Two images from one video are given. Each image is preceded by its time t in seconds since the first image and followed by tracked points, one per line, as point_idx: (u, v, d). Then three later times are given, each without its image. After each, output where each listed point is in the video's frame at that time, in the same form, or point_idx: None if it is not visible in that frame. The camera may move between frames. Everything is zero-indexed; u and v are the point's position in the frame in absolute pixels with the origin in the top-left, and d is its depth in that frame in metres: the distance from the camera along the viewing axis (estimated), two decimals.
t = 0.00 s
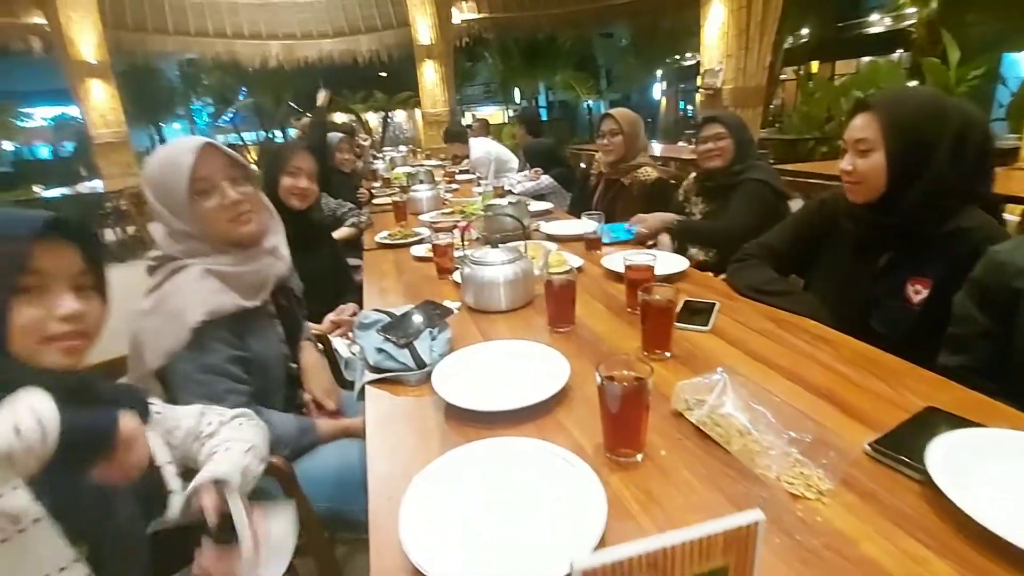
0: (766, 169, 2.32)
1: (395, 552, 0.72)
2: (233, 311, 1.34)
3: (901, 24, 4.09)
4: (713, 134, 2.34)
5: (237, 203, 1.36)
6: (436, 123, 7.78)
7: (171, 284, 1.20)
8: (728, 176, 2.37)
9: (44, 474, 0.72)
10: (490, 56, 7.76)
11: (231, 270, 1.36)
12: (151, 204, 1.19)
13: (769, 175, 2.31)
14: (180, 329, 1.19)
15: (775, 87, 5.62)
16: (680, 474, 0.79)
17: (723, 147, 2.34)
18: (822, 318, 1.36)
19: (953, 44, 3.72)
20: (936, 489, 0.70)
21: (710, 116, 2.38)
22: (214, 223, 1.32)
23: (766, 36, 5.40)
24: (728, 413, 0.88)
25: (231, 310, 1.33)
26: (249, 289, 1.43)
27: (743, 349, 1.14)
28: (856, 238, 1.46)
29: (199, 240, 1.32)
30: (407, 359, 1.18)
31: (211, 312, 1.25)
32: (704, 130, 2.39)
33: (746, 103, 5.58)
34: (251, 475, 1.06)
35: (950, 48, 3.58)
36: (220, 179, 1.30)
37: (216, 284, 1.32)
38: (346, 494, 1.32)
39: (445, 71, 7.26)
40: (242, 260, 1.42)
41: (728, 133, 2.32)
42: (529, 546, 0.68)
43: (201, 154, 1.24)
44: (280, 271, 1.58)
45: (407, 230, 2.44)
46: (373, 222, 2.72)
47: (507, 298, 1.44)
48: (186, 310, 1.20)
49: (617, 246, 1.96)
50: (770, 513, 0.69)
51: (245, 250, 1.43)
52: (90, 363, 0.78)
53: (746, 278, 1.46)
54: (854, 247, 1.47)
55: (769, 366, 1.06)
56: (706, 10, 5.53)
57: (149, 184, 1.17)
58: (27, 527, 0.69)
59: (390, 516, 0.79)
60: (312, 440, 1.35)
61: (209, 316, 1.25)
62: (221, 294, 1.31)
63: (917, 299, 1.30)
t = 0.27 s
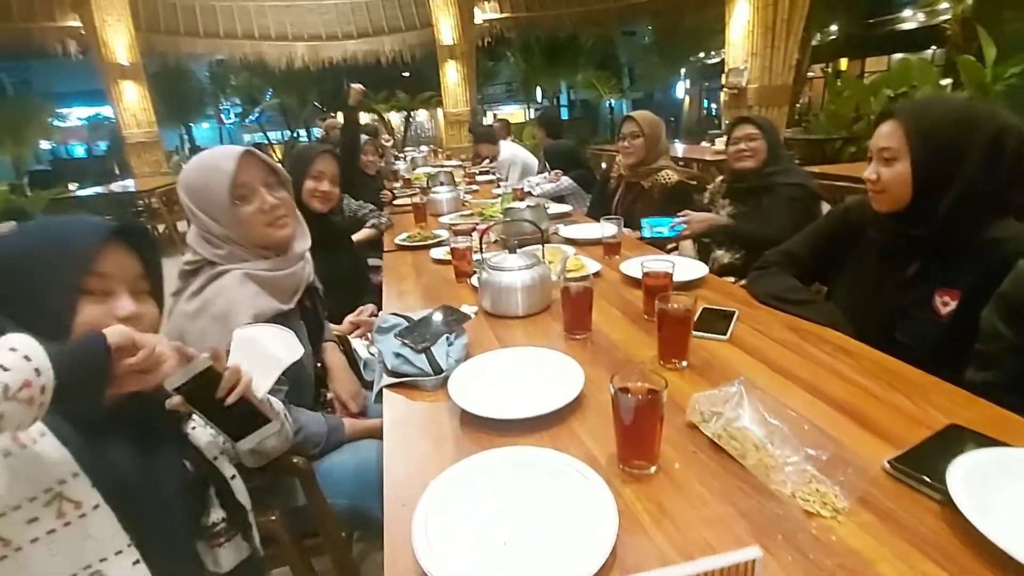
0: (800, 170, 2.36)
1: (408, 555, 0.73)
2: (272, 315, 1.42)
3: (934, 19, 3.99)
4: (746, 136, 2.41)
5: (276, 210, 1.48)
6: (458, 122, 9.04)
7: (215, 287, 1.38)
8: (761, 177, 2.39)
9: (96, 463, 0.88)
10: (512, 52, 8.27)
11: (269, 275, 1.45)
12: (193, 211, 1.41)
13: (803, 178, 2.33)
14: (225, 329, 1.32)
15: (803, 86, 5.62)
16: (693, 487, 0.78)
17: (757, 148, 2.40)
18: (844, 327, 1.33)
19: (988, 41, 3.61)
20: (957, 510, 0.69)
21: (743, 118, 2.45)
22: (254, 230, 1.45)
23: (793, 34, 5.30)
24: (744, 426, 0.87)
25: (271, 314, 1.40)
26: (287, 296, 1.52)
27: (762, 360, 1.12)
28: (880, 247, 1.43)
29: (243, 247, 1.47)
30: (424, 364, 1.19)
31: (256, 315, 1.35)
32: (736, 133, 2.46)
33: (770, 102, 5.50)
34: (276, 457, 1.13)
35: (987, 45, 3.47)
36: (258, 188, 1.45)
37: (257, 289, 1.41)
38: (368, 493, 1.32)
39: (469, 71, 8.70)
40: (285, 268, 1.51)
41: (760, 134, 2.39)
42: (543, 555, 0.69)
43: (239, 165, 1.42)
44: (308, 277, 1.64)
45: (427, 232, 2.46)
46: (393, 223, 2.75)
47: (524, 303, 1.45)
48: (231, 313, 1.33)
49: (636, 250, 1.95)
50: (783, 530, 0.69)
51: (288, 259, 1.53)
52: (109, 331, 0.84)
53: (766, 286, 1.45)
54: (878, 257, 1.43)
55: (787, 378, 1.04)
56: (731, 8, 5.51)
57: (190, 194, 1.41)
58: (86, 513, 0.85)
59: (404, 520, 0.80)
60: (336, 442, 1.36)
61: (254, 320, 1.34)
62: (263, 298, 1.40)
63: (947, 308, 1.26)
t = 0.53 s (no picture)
0: (834, 180, 2.33)
1: (410, 559, 0.74)
2: (288, 316, 1.45)
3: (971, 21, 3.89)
4: (780, 143, 2.36)
5: (303, 216, 1.52)
6: (479, 122, 9.17)
7: (238, 285, 1.41)
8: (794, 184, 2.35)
9: (108, 464, 0.92)
10: (536, 54, 8.35)
11: (291, 277, 1.48)
12: (220, 215, 1.45)
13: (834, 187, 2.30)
14: (247, 329, 1.35)
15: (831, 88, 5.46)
16: (696, 502, 0.78)
17: (792, 156, 2.36)
18: (860, 342, 1.31)
19: None
20: (964, 536, 0.68)
21: (778, 124, 2.40)
22: (280, 232, 1.49)
23: (822, 35, 5.22)
24: (750, 441, 0.86)
25: (288, 315, 1.45)
26: (304, 297, 1.55)
27: (773, 373, 1.11)
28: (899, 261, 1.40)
29: (268, 250, 1.51)
30: (435, 369, 1.19)
31: (275, 315, 1.40)
32: (770, 139, 2.41)
33: (796, 105, 5.43)
34: (287, 455, 1.14)
35: None
36: (287, 192, 1.49)
37: (278, 290, 1.45)
38: (376, 495, 1.35)
39: (491, 71, 8.84)
40: (306, 271, 1.55)
41: (795, 142, 2.35)
42: (541, 564, 0.70)
43: (269, 169, 1.47)
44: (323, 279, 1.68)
45: (444, 234, 2.47)
46: (411, 224, 2.77)
47: (536, 310, 1.45)
48: (253, 313, 1.37)
49: (652, 258, 1.94)
50: (786, 550, 0.68)
51: (310, 262, 1.57)
52: (100, 313, 0.87)
53: (782, 297, 1.43)
54: (899, 269, 1.40)
55: (797, 395, 1.03)
56: (758, 9, 5.41)
57: (218, 196, 1.44)
58: (98, 514, 0.89)
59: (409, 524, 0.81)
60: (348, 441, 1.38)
61: (273, 320, 1.39)
62: (282, 299, 1.45)
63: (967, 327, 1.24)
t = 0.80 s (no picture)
0: (871, 193, 2.27)
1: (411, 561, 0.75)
2: (313, 309, 1.39)
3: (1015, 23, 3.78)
4: (815, 154, 2.31)
5: (325, 229, 1.51)
6: (503, 123, 9.35)
7: (265, 280, 1.38)
8: (831, 195, 2.29)
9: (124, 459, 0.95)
10: (562, 55, 8.44)
11: (315, 275, 1.45)
12: (248, 225, 1.47)
13: (873, 198, 2.25)
14: (271, 321, 1.31)
15: (865, 92, 5.24)
16: (696, 517, 0.78)
17: (825, 169, 2.29)
18: (878, 357, 1.29)
19: None
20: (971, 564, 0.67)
21: (814, 135, 2.33)
22: (303, 243, 1.49)
23: (857, 39, 5.06)
24: (755, 457, 0.86)
25: (315, 308, 1.39)
26: (329, 291, 1.50)
27: (784, 388, 1.10)
28: (920, 273, 1.36)
29: (293, 255, 1.50)
30: (445, 373, 1.20)
31: (300, 307, 1.35)
32: (805, 150, 2.36)
33: (828, 110, 5.30)
34: (299, 450, 1.22)
35: None
36: (310, 207, 1.49)
37: (303, 285, 1.41)
38: (385, 495, 1.36)
39: (517, 71, 9.00)
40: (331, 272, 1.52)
41: (830, 154, 2.28)
42: (542, 569, 0.71)
43: (294, 188, 1.45)
44: (347, 278, 1.64)
45: (462, 237, 2.48)
46: (431, 226, 2.79)
47: (549, 315, 1.45)
48: (277, 305, 1.33)
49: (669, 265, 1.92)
50: (785, 570, 0.68)
51: (334, 266, 1.54)
52: (121, 314, 0.91)
53: (800, 309, 1.41)
54: (920, 282, 1.37)
55: (807, 411, 1.02)
56: (790, 12, 5.41)
57: (245, 208, 1.46)
58: (112, 505, 0.92)
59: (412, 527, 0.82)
60: (361, 441, 1.40)
61: (297, 312, 1.34)
62: (308, 293, 1.40)
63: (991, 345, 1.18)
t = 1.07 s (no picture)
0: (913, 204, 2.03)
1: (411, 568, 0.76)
2: (325, 310, 1.40)
3: None
4: (849, 163, 2.07)
5: (339, 238, 1.52)
6: (526, 125, 9.27)
7: (280, 282, 1.40)
8: (867, 204, 2.07)
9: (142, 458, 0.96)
10: (588, 56, 8.52)
11: (327, 278, 1.46)
12: (266, 230, 1.50)
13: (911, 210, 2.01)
14: (284, 321, 1.31)
15: (898, 93, 5.19)
16: (695, 533, 0.77)
17: (862, 179, 2.06)
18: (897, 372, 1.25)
19: None
20: None
21: (849, 142, 2.08)
22: (316, 250, 1.50)
23: (889, 40, 4.97)
24: (759, 473, 0.84)
25: (327, 310, 1.40)
26: (341, 294, 1.51)
27: (795, 404, 1.07)
28: (942, 287, 1.32)
29: (306, 259, 1.51)
30: (451, 379, 1.20)
31: (313, 307, 1.36)
32: (839, 158, 2.12)
33: (859, 112, 5.19)
34: (309, 452, 1.22)
35: None
36: (326, 217, 1.49)
37: (316, 286, 1.41)
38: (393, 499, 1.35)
39: (541, 74, 8.94)
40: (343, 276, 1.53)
41: (866, 163, 2.04)
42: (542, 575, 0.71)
43: (311, 199, 1.46)
44: (359, 280, 1.65)
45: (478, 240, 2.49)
46: (449, 230, 2.80)
47: (558, 322, 1.45)
48: (291, 304, 1.33)
49: (685, 272, 1.90)
50: None
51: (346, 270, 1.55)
52: (148, 316, 0.93)
53: (818, 320, 1.38)
54: (942, 296, 1.32)
55: (817, 427, 1.00)
56: (820, 13, 5.28)
57: (263, 215, 1.48)
58: (131, 500, 0.93)
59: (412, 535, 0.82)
60: (371, 442, 1.41)
61: (310, 312, 1.34)
62: (321, 294, 1.41)
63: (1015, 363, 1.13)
